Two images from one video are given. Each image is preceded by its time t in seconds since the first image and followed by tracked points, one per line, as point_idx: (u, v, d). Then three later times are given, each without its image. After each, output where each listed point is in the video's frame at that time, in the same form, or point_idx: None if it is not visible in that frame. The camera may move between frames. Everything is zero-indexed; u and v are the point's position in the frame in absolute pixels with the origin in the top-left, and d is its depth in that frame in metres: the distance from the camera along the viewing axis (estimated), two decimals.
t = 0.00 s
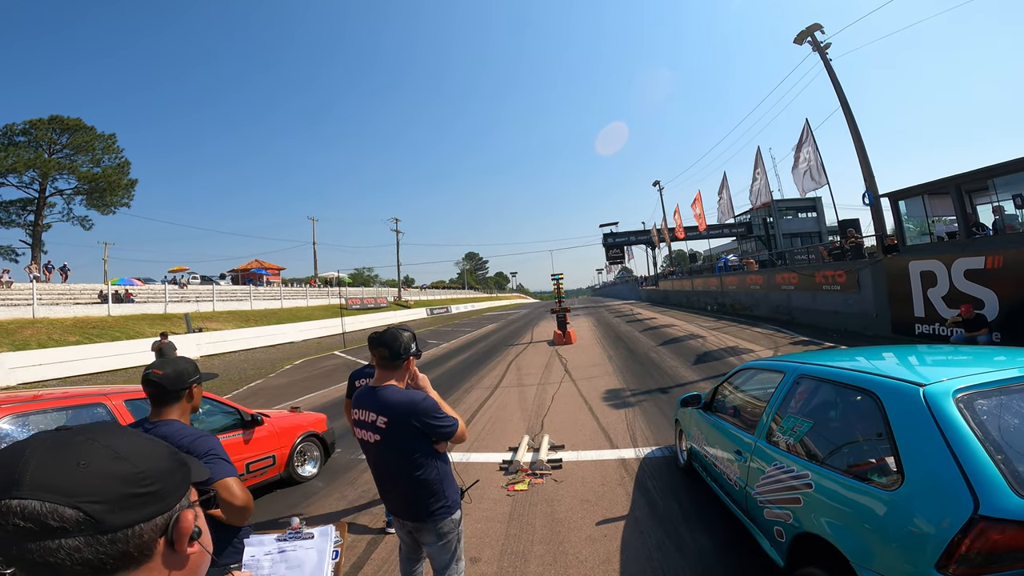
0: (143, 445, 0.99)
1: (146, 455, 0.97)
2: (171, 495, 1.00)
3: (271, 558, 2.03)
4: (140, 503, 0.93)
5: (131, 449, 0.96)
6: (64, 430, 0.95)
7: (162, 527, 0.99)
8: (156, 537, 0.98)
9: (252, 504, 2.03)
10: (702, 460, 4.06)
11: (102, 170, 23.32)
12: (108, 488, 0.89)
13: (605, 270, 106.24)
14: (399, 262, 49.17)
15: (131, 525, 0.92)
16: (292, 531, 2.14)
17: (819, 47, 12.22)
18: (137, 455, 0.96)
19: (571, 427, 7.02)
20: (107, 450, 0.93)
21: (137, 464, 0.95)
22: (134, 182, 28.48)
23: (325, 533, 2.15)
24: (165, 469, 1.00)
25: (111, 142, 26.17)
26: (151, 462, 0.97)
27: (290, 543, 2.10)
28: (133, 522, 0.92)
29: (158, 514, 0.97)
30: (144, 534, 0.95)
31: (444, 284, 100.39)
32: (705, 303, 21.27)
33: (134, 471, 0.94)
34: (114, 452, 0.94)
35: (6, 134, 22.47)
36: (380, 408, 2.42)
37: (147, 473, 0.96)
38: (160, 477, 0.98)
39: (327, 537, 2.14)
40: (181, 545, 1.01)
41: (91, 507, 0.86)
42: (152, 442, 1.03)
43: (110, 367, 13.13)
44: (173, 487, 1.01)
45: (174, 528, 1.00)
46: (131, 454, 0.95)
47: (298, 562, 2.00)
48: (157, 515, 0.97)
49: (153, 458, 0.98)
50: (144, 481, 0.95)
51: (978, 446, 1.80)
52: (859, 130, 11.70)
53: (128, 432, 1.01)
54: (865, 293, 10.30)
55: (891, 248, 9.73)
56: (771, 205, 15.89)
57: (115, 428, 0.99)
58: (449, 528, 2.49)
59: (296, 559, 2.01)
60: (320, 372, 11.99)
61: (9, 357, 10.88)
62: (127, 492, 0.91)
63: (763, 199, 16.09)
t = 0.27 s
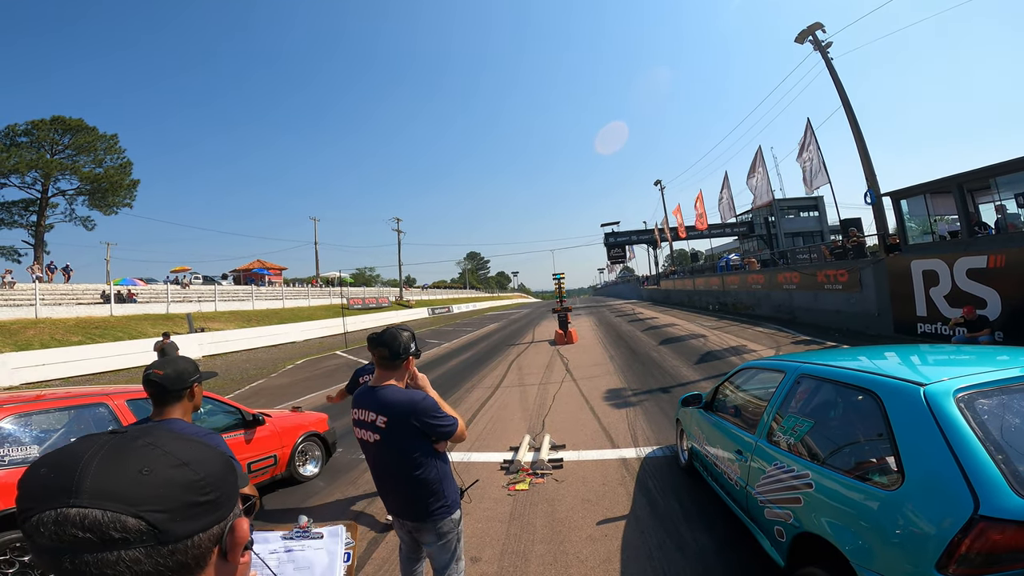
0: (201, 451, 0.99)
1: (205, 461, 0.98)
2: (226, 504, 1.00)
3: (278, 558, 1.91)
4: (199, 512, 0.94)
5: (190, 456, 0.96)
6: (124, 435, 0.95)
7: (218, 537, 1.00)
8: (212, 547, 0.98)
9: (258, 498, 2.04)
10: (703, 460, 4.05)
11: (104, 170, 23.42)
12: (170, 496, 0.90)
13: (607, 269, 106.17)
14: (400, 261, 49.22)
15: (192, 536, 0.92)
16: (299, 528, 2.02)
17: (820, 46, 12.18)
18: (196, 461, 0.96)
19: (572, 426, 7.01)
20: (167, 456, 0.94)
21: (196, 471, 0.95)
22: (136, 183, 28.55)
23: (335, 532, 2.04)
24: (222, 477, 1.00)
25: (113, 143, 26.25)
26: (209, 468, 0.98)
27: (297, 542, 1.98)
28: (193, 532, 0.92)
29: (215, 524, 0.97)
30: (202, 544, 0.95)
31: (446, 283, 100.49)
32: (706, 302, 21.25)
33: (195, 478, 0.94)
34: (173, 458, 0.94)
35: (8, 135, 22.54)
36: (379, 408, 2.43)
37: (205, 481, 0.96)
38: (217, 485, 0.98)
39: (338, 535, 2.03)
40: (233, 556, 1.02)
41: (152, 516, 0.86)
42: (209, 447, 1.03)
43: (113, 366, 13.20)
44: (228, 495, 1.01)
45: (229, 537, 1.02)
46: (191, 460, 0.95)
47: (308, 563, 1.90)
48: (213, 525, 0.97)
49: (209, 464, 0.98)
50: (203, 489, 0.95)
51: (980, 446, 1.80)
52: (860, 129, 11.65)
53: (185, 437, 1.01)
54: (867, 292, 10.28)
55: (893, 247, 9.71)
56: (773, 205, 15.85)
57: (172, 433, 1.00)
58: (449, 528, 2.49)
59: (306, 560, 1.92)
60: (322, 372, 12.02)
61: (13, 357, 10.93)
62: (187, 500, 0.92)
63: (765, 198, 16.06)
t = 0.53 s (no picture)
0: (198, 459, 0.99)
1: (203, 470, 0.98)
2: (225, 512, 1.01)
3: (277, 558, 1.91)
4: (198, 521, 0.94)
5: (187, 463, 0.97)
6: (118, 442, 0.95)
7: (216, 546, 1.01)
8: (213, 556, 1.00)
9: (264, 497, 2.06)
10: (704, 460, 4.05)
11: (105, 170, 23.46)
12: (167, 505, 0.90)
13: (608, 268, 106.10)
14: (401, 261, 49.26)
15: (191, 545, 0.93)
16: (298, 528, 2.01)
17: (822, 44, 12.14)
18: (193, 469, 0.96)
19: (574, 426, 7.02)
20: (164, 464, 0.94)
21: (194, 479, 0.96)
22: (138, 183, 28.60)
23: (334, 531, 2.03)
24: (222, 484, 1.01)
25: (115, 143, 26.31)
26: (207, 475, 0.98)
27: (296, 543, 1.97)
28: (192, 542, 0.93)
29: (215, 533, 0.98)
30: (203, 554, 0.96)
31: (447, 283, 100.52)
32: (708, 301, 21.23)
33: (193, 486, 0.94)
34: (170, 466, 0.94)
35: (10, 135, 22.59)
36: (380, 408, 2.44)
37: (204, 489, 0.97)
38: (216, 492, 0.99)
39: (337, 536, 2.02)
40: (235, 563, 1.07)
41: (150, 527, 0.86)
42: (206, 454, 1.04)
43: (116, 366, 13.24)
44: (227, 502, 1.02)
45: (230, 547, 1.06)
46: (188, 468, 0.96)
47: (309, 563, 1.91)
48: (213, 533, 0.98)
49: (207, 472, 0.99)
50: (202, 497, 0.96)
51: (981, 447, 1.80)
52: (862, 128, 11.63)
53: (181, 444, 1.01)
54: (868, 292, 10.26)
55: (895, 246, 9.70)
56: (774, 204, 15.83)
57: (169, 441, 1.00)
58: (450, 528, 2.50)
59: (306, 560, 1.92)
60: (324, 372, 12.05)
61: (16, 357, 10.97)
62: (187, 509, 0.92)
63: (766, 197, 16.03)
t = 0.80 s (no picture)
0: (166, 464, 0.99)
1: (172, 475, 0.98)
2: (198, 517, 1.01)
3: (274, 558, 1.92)
4: (170, 526, 0.94)
5: (157, 469, 0.97)
6: (86, 447, 0.94)
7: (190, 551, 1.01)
8: (189, 560, 1.01)
9: (266, 497, 2.07)
10: (706, 459, 4.05)
11: (106, 171, 23.49)
12: (138, 510, 0.90)
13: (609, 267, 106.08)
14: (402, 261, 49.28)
15: (163, 551, 0.93)
16: (294, 527, 1.98)
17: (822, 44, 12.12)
18: (162, 474, 0.97)
19: (575, 425, 7.01)
20: (131, 469, 0.94)
21: (163, 483, 0.96)
22: (139, 183, 28.63)
23: (330, 529, 1.97)
24: (193, 488, 1.01)
25: (115, 143, 26.32)
26: (178, 480, 0.98)
27: (293, 541, 1.95)
28: (164, 548, 0.93)
29: (188, 538, 0.99)
30: (176, 559, 0.96)
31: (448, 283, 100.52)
32: (709, 300, 21.23)
33: (161, 491, 0.94)
34: (138, 471, 0.94)
35: (11, 136, 22.60)
36: (381, 408, 2.43)
37: (175, 493, 0.97)
38: (188, 496, 0.99)
39: (334, 535, 1.96)
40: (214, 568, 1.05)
41: (119, 533, 0.86)
42: (175, 459, 1.04)
43: (117, 367, 13.26)
44: (200, 507, 1.03)
45: (208, 550, 1.06)
46: (156, 474, 0.96)
47: (305, 563, 1.91)
48: (186, 538, 0.98)
49: (178, 477, 0.98)
50: (173, 502, 0.95)
51: (982, 446, 1.79)
52: (863, 127, 11.60)
53: (150, 449, 1.02)
54: (870, 291, 10.25)
55: (896, 245, 9.69)
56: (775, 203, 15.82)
57: (137, 446, 1.00)
58: (451, 527, 2.50)
59: (302, 559, 1.92)
60: (325, 372, 12.05)
61: (17, 357, 10.99)
62: (157, 515, 0.92)
63: (767, 196, 16.01)
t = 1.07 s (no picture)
0: (154, 465, 0.99)
1: (158, 476, 0.98)
2: (185, 518, 1.01)
3: (270, 561, 1.92)
4: (154, 528, 0.93)
5: (143, 469, 0.97)
6: (73, 447, 0.94)
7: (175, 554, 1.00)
8: (175, 562, 1.00)
9: (266, 498, 2.06)
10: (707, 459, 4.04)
11: (107, 171, 23.53)
12: (122, 510, 0.89)
13: (609, 267, 106.06)
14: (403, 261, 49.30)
15: (147, 553, 0.92)
16: (291, 529, 1.96)
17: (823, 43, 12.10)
18: (149, 474, 0.96)
19: (576, 425, 7.00)
20: (117, 469, 0.93)
21: (149, 484, 0.95)
22: (139, 184, 28.67)
23: (327, 533, 1.93)
24: (180, 489, 1.01)
25: (116, 143, 26.36)
26: (165, 481, 0.98)
27: (290, 544, 1.94)
28: (147, 549, 0.92)
29: (173, 539, 0.98)
30: (160, 561, 0.95)
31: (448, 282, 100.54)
32: (710, 300, 21.22)
33: (148, 491, 0.94)
34: (123, 472, 0.94)
35: (12, 136, 22.63)
36: (381, 408, 2.43)
37: (161, 494, 0.96)
38: (173, 498, 0.98)
39: (330, 538, 1.92)
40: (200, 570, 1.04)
41: (102, 533, 0.85)
42: (163, 460, 1.03)
43: (118, 367, 13.27)
44: (187, 509, 1.02)
45: (194, 552, 1.04)
46: (142, 474, 0.95)
47: (301, 566, 1.89)
48: (171, 540, 0.97)
49: (165, 478, 0.98)
50: (159, 502, 0.95)
51: (986, 445, 1.78)
52: (863, 126, 11.59)
53: (138, 449, 1.01)
54: (871, 290, 10.23)
55: (897, 245, 9.67)
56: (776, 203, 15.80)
57: (124, 447, 1.00)
58: (452, 528, 2.49)
59: (298, 562, 1.90)
60: (326, 371, 12.07)
61: (18, 358, 11.01)
62: (142, 515, 0.91)
63: (768, 196, 15.99)
